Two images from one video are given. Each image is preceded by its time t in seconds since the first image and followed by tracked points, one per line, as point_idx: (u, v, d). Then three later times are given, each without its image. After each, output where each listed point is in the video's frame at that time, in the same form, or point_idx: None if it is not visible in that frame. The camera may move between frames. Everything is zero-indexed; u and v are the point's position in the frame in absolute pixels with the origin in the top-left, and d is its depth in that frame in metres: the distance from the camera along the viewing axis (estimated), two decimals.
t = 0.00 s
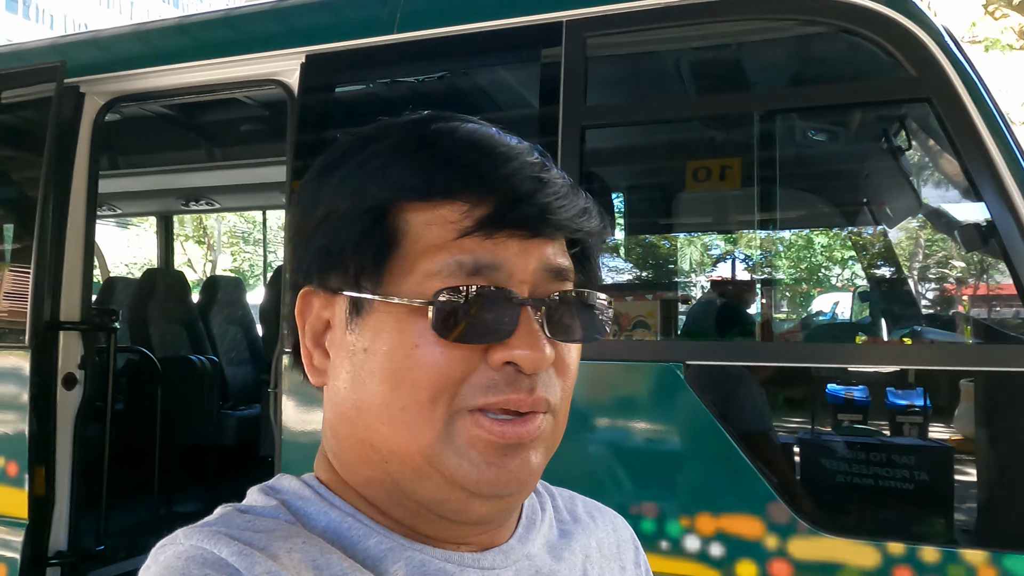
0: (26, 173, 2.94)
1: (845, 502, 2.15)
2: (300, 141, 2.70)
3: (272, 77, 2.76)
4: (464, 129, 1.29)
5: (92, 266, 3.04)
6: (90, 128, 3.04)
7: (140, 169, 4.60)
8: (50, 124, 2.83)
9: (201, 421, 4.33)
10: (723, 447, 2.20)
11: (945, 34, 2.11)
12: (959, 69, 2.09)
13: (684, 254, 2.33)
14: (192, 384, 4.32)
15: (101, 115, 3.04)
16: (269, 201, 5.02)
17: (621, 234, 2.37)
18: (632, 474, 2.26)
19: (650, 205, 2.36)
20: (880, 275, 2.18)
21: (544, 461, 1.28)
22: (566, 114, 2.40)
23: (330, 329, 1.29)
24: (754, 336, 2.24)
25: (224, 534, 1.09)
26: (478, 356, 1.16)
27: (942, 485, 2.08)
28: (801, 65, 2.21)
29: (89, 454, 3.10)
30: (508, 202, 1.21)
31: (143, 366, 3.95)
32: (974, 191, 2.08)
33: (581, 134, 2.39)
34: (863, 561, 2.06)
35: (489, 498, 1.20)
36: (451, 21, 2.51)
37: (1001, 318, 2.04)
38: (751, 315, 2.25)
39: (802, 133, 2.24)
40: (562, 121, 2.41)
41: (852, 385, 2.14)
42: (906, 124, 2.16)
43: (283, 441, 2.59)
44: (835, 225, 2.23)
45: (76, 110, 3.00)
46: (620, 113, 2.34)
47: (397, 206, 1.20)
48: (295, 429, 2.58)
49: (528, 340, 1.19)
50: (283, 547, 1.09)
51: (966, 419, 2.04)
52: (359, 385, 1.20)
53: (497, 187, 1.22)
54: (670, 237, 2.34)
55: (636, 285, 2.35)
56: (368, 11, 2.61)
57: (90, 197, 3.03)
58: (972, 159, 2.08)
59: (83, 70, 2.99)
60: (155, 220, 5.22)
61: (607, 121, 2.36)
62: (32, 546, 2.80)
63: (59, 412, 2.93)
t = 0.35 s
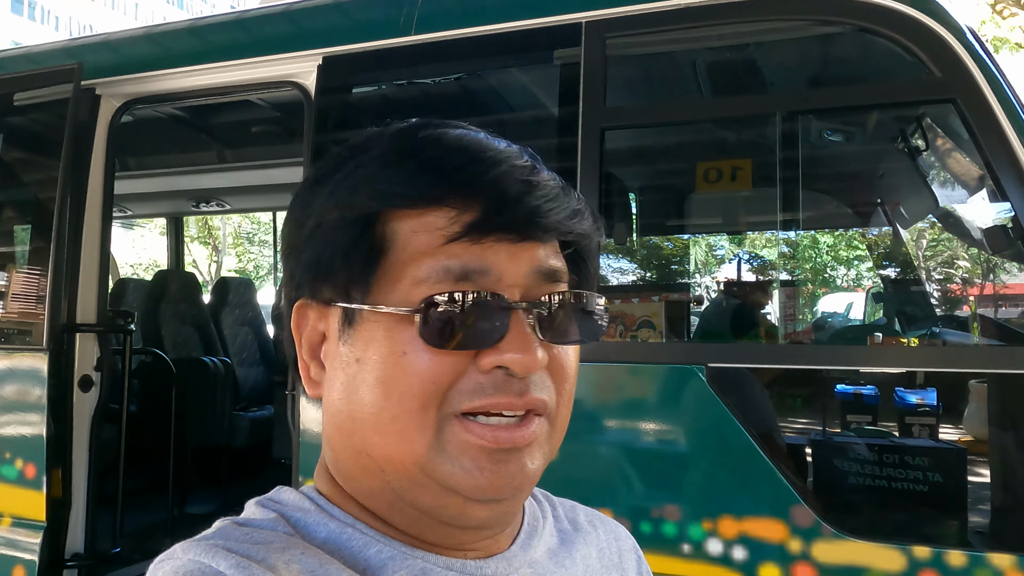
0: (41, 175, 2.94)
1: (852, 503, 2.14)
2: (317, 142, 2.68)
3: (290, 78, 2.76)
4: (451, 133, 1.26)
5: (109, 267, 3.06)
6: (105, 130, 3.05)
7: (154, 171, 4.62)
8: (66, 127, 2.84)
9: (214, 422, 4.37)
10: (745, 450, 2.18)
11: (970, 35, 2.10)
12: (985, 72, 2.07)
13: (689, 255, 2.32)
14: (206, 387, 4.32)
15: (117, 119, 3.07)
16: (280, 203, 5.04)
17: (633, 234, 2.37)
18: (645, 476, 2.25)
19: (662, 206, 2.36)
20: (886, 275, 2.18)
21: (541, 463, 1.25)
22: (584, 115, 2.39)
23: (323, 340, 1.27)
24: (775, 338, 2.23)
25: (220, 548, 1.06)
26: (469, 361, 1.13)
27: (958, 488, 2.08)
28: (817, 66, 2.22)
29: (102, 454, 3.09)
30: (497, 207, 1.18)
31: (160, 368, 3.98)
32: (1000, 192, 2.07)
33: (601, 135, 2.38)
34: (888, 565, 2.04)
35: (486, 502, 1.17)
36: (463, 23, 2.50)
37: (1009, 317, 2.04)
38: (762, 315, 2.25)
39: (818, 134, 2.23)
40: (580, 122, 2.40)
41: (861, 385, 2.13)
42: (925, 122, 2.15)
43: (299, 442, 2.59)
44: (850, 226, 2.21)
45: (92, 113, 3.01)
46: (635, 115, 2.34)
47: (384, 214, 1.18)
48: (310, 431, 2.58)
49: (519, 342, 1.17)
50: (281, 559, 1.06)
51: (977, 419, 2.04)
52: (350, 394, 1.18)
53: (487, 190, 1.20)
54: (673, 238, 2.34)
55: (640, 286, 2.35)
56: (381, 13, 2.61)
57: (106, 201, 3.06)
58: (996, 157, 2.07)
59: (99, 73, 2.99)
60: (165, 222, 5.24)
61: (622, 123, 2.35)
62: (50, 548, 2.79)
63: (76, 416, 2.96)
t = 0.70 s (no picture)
0: (42, 174, 2.94)
1: (857, 503, 2.13)
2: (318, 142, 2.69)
3: (290, 78, 2.77)
4: (424, 135, 1.37)
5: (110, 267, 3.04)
6: (107, 129, 3.06)
7: (153, 170, 4.64)
8: (67, 127, 2.84)
9: (215, 422, 4.35)
10: (745, 449, 2.17)
11: (976, 34, 2.08)
12: (989, 67, 2.06)
13: (690, 255, 2.32)
14: (206, 386, 4.30)
15: (118, 118, 3.07)
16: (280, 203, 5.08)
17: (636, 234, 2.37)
18: (646, 476, 2.24)
19: (665, 205, 2.35)
20: (889, 275, 2.18)
21: (534, 445, 1.28)
22: (587, 115, 2.39)
23: (330, 342, 1.39)
24: (779, 339, 2.22)
25: (246, 541, 1.09)
26: (440, 346, 1.20)
27: (964, 487, 2.06)
28: (821, 64, 2.20)
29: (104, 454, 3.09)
30: (461, 196, 1.27)
31: (161, 369, 3.97)
32: (1005, 192, 2.07)
33: (604, 134, 2.38)
34: (893, 567, 2.03)
35: (474, 483, 1.22)
36: (466, 22, 2.50)
37: (1011, 317, 2.03)
38: (765, 315, 2.24)
39: (821, 133, 2.22)
40: (582, 121, 2.40)
41: (864, 384, 2.11)
42: (928, 121, 2.14)
43: (301, 443, 2.58)
44: (854, 226, 2.21)
45: (93, 112, 3.02)
46: (638, 114, 2.33)
47: (360, 213, 1.30)
48: (311, 432, 2.57)
49: (488, 324, 1.22)
50: (304, 552, 1.09)
51: (982, 419, 2.03)
52: (344, 387, 1.28)
53: (450, 182, 1.29)
54: (676, 237, 2.33)
55: (643, 286, 2.35)
56: (383, 12, 2.61)
57: (107, 199, 3.05)
58: (1002, 155, 2.06)
59: (100, 72, 2.99)
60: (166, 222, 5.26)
61: (624, 121, 2.35)
62: (50, 551, 2.80)
63: (78, 413, 2.94)
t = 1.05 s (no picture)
0: (39, 174, 2.93)
1: (859, 506, 2.12)
2: (316, 142, 2.68)
3: (286, 78, 2.74)
4: (445, 145, 1.35)
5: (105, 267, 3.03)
6: (101, 129, 3.04)
7: (151, 171, 4.60)
8: (62, 127, 2.83)
9: (213, 424, 4.37)
10: (751, 456, 2.16)
11: (975, 33, 2.07)
12: (988, 65, 2.05)
13: (691, 254, 2.31)
14: (202, 386, 4.32)
15: (113, 117, 3.04)
16: (279, 202, 5.07)
17: (634, 234, 2.36)
18: (646, 477, 2.23)
19: (663, 206, 2.34)
20: (890, 275, 2.17)
21: (555, 454, 1.28)
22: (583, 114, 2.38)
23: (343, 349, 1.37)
24: (778, 340, 2.21)
25: (254, 553, 1.11)
26: (467, 355, 1.19)
27: (963, 489, 2.06)
28: (819, 64, 2.19)
29: (101, 456, 3.09)
30: (488, 208, 1.26)
31: (157, 368, 3.99)
32: (1003, 190, 2.05)
33: (599, 134, 2.37)
34: (889, 569, 2.01)
35: (497, 491, 1.21)
36: (463, 20, 2.49)
37: (1012, 316, 2.02)
38: (764, 314, 2.23)
39: (820, 132, 2.21)
40: (579, 121, 2.39)
41: (865, 383, 2.11)
42: (927, 121, 2.13)
43: (297, 443, 2.57)
44: (856, 225, 2.20)
45: (89, 112, 3.00)
46: (636, 114, 2.32)
47: (384, 221, 1.28)
48: (307, 433, 2.57)
49: (517, 335, 1.22)
50: (312, 563, 1.09)
51: (982, 420, 2.02)
52: (362, 395, 1.26)
53: (476, 194, 1.28)
54: (677, 237, 2.32)
55: (646, 286, 2.33)
56: (380, 11, 2.60)
57: (103, 199, 3.03)
58: (1001, 155, 2.04)
59: (96, 72, 2.98)
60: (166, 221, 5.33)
61: (622, 121, 2.34)
62: (44, 551, 2.79)
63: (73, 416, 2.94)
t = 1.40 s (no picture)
0: (36, 174, 2.94)
1: (857, 505, 2.12)
2: (314, 141, 2.68)
3: (282, 78, 2.75)
4: (440, 148, 1.35)
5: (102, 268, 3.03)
6: (98, 129, 3.04)
7: (148, 169, 4.65)
8: (59, 127, 2.83)
9: (211, 423, 4.37)
10: (748, 457, 2.16)
11: (971, 32, 2.07)
12: (984, 64, 2.05)
13: (692, 252, 2.31)
14: (200, 386, 4.33)
15: (110, 117, 3.04)
16: (278, 202, 5.07)
17: (632, 233, 2.35)
18: (644, 476, 2.23)
19: (661, 205, 2.34)
20: (891, 274, 2.16)
21: (556, 474, 1.27)
22: (580, 114, 2.38)
23: (347, 359, 1.38)
24: (773, 339, 2.22)
25: (262, 564, 1.11)
26: (463, 361, 1.19)
27: (961, 487, 2.05)
28: (816, 63, 2.19)
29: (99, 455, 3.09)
30: (480, 208, 1.26)
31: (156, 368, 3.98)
32: (1000, 189, 2.06)
33: (595, 134, 2.37)
34: (884, 569, 2.03)
35: (496, 515, 1.21)
36: (461, 20, 2.49)
37: (1012, 313, 2.02)
38: (764, 314, 2.23)
39: (817, 131, 2.21)
40: (576, 120, 2.38)
41: (864, 382, 2.11)
42: (925, 120, 2.13)
43: (294, 444, 2.57)
44: (852, 225, 2.19)
45: (85, 112, 3.00)
46: (633, 113, 2.32)
47: (378, 227, 1.29)
48: (304, 433, 2.56)
49: (511, 338, 1.21)
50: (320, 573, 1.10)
51: (981, 419, 2.02)
52: (363, 405, 1.27)
53: (468, 196, 1.28)
54: (677, 236, 2.32)
55: (647, 285, 2.33)
56: (378, 11, 2.60)
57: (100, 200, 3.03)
58: (997, 153, 2.05)
59: (93, 71, 2.98)
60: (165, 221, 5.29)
61: (619, 120, 2.33)
62: (43, 552, 2.81)
63: (69, 417, 2.93)
